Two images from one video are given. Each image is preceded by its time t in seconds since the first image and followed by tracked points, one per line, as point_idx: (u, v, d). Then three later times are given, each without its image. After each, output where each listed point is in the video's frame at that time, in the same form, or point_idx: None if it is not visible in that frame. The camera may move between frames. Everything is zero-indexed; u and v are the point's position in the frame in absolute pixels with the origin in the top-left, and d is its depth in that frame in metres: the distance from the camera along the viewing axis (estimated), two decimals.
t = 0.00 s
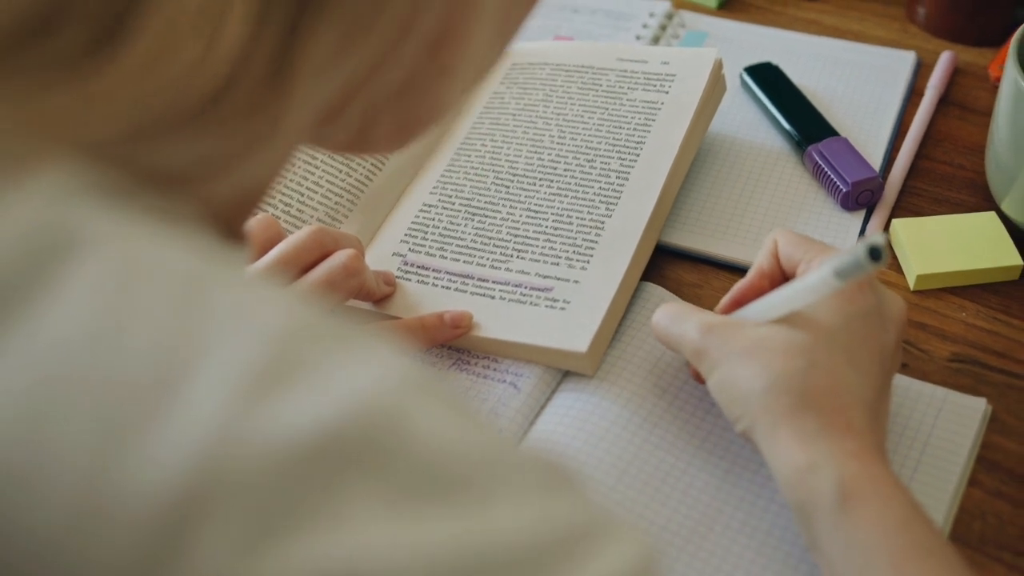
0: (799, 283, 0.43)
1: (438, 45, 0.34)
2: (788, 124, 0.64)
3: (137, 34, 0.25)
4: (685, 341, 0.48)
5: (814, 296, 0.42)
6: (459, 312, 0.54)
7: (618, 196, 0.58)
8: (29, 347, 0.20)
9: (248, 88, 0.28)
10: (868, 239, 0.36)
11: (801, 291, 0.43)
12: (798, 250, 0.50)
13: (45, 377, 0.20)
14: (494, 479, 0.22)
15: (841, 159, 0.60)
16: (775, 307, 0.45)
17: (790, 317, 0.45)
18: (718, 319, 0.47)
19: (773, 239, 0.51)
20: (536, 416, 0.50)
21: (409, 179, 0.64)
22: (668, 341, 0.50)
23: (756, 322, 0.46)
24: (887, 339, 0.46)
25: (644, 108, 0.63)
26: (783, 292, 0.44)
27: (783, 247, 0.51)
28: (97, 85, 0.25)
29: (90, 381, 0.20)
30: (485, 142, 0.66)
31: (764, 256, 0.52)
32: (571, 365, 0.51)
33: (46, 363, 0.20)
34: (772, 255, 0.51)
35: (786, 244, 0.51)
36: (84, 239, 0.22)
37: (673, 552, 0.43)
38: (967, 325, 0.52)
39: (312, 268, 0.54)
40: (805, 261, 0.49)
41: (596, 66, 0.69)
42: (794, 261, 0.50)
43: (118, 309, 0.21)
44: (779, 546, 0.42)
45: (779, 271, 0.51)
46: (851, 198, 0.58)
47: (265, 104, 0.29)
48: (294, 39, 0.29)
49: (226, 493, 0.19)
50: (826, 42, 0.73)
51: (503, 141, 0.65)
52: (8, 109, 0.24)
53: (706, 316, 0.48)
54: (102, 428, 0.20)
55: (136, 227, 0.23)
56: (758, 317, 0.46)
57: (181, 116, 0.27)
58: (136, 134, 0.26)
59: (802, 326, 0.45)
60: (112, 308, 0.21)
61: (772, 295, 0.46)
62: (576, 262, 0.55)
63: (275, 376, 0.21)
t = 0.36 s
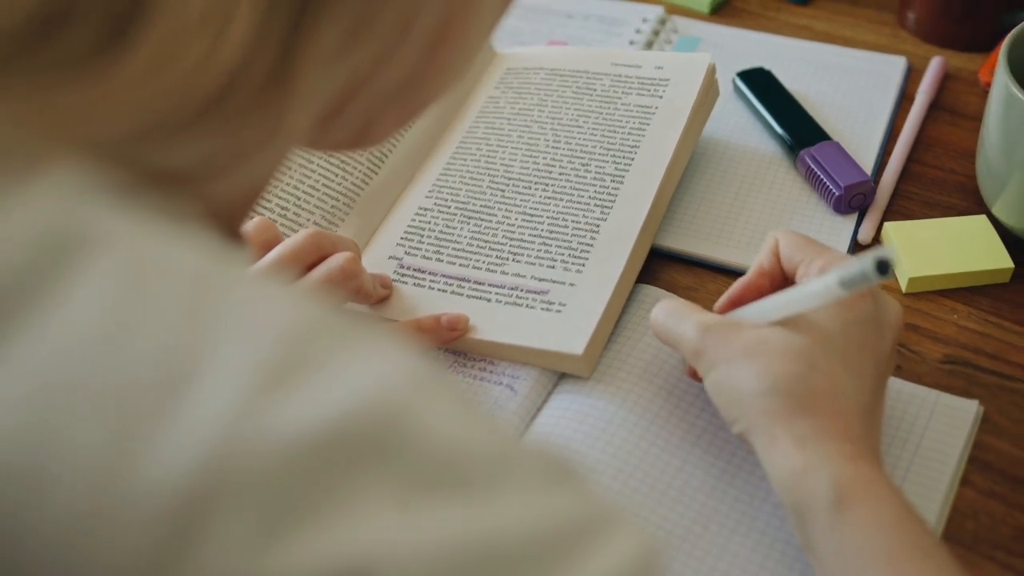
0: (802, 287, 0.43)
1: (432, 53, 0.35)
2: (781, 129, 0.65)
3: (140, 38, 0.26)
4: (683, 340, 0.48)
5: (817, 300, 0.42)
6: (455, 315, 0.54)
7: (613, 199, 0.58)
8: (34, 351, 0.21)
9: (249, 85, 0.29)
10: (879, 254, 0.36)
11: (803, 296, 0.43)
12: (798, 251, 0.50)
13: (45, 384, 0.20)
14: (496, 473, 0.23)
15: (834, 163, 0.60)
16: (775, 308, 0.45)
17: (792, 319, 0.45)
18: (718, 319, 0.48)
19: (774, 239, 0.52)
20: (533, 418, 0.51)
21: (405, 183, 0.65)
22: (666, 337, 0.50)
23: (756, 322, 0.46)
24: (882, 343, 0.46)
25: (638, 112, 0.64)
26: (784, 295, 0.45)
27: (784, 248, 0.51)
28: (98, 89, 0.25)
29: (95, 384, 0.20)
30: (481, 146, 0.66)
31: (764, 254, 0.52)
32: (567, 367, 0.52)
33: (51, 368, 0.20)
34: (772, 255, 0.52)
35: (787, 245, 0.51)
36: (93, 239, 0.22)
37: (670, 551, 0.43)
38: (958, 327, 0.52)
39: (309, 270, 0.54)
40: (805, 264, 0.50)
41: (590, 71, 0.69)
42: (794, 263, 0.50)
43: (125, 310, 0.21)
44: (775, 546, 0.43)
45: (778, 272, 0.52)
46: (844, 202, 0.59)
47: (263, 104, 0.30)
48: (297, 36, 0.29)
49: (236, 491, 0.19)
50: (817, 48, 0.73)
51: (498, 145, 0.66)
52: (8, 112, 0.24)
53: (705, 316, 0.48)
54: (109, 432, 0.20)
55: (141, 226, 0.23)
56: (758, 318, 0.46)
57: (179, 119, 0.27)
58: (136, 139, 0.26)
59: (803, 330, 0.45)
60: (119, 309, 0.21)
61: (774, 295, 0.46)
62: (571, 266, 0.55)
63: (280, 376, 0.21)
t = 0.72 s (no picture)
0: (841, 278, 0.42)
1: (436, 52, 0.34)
2: (777, 131, 0.65)
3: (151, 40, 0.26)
4: (705, 322, 0.48)
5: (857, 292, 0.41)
6: (457, 318, 0.54)
7: (611, 203, 0.59)
8: (47, 362, 0.22)
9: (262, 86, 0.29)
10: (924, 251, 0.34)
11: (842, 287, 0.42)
12: (824, 245, 0.50)
13: (58, 393, 0.22)
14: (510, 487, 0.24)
15: (829, 165, 0.61)
16: (807, 297, 0.44)
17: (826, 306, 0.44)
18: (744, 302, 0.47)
19: (801, 228, 0.52)
20: (532, 420, 0.51)
21: (403, 186, 0.65)
22: (685, 317, 0.50)
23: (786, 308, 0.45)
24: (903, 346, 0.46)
25: (635, 116, 0.64)
26: (819, 285, 0.44)
27: (811, 238, 0.51)
28: (102, 91, 0.26)
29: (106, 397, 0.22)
30: (479, 150, 0.67)
31: (789, 242, 0.52)
32: (566, 369, 0.52)
33: (64, 378, 0.22)
34: (796, 244, 0.52)
35: (813, 237, 0.51)
36: (98, 249, 0.23)
37: (671, 550, 0.43)
38: (955, 327, 0.53)
39: (313, 272, 0.55)
40: (829, 260, 0.50)
41: (586, 75, 0.70)
42: (818, 256, 0.51)
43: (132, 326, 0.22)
44: (775, 546, 0.43)
45: (800, 261, 0.52)
46: (839, 204, 0.59)
47: (267, 108, 0.30)
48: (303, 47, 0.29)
49: (246, 504, 0.21)
50: (813, 51, 0.74)
51: (495, 149, 0.66)
52: (12, 118, 0.25)
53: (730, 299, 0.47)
54: (125, 437, 0.21)
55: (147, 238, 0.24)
56: (787, 305, 0.46)
57: (178, 125, 0.28)
58: (136, 142, 0.28)
59: (828, 322, 0.45)
60: (129, 320, 0.22)
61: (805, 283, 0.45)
62: (570, 269, 0.56)
63: (286, 398, 0.22)
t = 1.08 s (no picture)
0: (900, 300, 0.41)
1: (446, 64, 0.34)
2: (776, 132, 0.65)
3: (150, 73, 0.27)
4: (761, 313, 0.46)
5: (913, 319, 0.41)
6: (460, 320, 0.54)
7: (612, 205, 0.59)
8: (76, 414, 0.22)
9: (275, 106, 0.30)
10: (981, 308, 0.36)
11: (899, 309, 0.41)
12: (872, 247, 0.50)
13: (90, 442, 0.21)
14: (552, 529, 0.24)
15: (830, 166, 0.61)
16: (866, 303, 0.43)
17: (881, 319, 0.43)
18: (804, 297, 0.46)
19: (855, 225, 0.52)
20: (538, 422, 0.51)
21: (405, 189, 0.65)
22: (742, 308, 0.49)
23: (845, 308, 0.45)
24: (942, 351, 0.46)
25: (635, 118, 0.64)
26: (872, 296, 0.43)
27: (861, 237, 0.51)
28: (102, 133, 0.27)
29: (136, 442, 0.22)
30: (480, 153, 0.67)
31: (837, 232, 0.52)
32: (571, 371, 0.52)
33: (101, 425, 0.22)
34: (845, 238, 0.52)
35: (864, 237, 0.51)
36: (129, 301, 0.23)
37: (674, 552, 0.44)
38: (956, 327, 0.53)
39: (325, 284, 0.56)
40: (874, 262, 0.50)
41: (586, 78, 0.70)
42: (862, 255, 0.50)
43: (165, 372, 0.22)
44: (779, 547, 0.43)
45: (843, 253, 0.52)
46: (839, 205, 0.59)
47: (292, 129, 0.31)
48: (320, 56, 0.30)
49: (293, 549, 0.21)
50: (811, 53, 0.74)
51: (497, 152, 0.66)
52: (27, 162, 0.26)
53: (789, 292, 0.46)
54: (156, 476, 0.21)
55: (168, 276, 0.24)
56: (842, 306, 0.45)
57: (186, 171, 0.29)
58: (143, 184, 0.28)
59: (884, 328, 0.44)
60: (156, 373, 0.22)
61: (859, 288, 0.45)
62: (572, 271, 0.56)
63: (325, 448, 0.22)
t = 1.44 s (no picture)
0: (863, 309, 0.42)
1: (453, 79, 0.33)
2: (775, 136, 0.66)
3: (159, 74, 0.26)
4: (739, 354, 0.48)
5: (883, 322, 0.41)
6: (457, 325, 0.54)
7: (611, 210, 0.59)
8: (101, 431, 0.21)
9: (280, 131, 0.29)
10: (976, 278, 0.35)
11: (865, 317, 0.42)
12: (849, 265, 0.50)
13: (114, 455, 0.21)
14: (562, 531, 0.24)
15: (829, 171, 0.61)
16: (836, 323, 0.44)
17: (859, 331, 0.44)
18: (775, 333, 0.47)
19: (825, 248, 0.52)
20: (537, 428, 0.51)
21: (404, 193, 0.65)
22: (719, 349, 0.50)
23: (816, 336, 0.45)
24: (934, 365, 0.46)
25: (634, 123, 0.64)
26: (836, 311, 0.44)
27: (834, 258, 0.51)
28: (124, 145, 0.26)
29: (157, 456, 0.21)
30: (479, 158, 0.67)
31: (810, 261, 0.52)
32: (570, 376, 0.52)
33: (122, 438, 0.21)
34: (819, 263, 0.52)
35: (837, 257, 0.51)
36: (149, 311, 0.22)
37: (674, 557, 0.43)
38: (955, 332, 0.53)
39: (318, 292, 0.55)
40: (857, 277, 0.50)
41: (585, 83, 0.70)
42: (843, 275, 0.50)
43: (192, 381, 0.22)
44: (780, 553, 0.43)
45: (821, 279, 0.52)
46: (838, 210, 0.59)
47: (296, 143, 0.30)
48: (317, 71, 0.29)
49: (312, 552, 0.21)
50: (810, 58, 0.74)
51: (497, 157, 0.66)
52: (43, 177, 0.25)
53: (760, 329, 0.47)
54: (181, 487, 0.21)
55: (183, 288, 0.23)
56: (815, 331, 0.45)
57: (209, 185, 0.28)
58: (169, 204, 0.27)
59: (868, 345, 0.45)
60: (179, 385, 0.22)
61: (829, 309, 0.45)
62: (570, 275, 0.56)
63: (345, 448, 0.22)
